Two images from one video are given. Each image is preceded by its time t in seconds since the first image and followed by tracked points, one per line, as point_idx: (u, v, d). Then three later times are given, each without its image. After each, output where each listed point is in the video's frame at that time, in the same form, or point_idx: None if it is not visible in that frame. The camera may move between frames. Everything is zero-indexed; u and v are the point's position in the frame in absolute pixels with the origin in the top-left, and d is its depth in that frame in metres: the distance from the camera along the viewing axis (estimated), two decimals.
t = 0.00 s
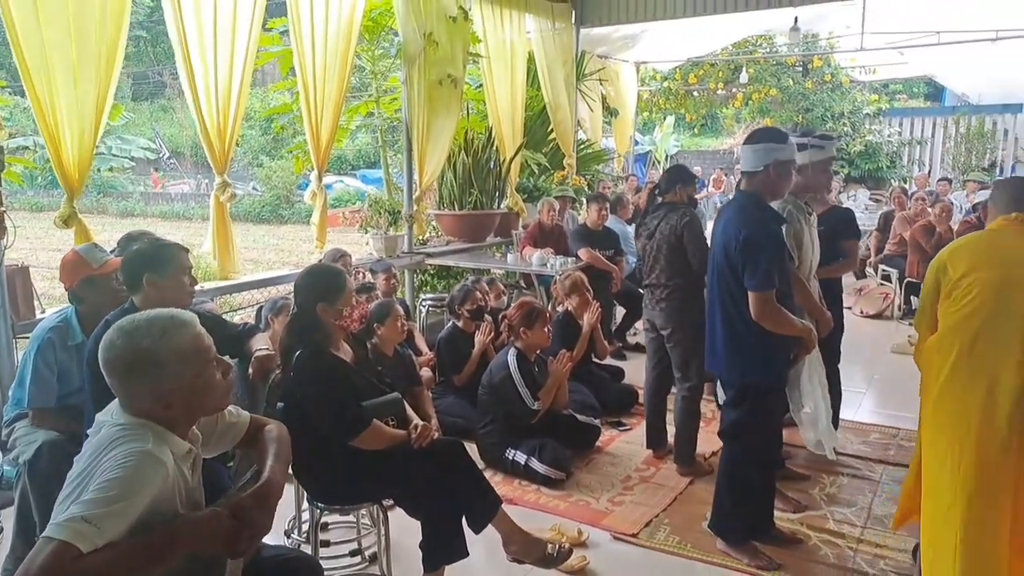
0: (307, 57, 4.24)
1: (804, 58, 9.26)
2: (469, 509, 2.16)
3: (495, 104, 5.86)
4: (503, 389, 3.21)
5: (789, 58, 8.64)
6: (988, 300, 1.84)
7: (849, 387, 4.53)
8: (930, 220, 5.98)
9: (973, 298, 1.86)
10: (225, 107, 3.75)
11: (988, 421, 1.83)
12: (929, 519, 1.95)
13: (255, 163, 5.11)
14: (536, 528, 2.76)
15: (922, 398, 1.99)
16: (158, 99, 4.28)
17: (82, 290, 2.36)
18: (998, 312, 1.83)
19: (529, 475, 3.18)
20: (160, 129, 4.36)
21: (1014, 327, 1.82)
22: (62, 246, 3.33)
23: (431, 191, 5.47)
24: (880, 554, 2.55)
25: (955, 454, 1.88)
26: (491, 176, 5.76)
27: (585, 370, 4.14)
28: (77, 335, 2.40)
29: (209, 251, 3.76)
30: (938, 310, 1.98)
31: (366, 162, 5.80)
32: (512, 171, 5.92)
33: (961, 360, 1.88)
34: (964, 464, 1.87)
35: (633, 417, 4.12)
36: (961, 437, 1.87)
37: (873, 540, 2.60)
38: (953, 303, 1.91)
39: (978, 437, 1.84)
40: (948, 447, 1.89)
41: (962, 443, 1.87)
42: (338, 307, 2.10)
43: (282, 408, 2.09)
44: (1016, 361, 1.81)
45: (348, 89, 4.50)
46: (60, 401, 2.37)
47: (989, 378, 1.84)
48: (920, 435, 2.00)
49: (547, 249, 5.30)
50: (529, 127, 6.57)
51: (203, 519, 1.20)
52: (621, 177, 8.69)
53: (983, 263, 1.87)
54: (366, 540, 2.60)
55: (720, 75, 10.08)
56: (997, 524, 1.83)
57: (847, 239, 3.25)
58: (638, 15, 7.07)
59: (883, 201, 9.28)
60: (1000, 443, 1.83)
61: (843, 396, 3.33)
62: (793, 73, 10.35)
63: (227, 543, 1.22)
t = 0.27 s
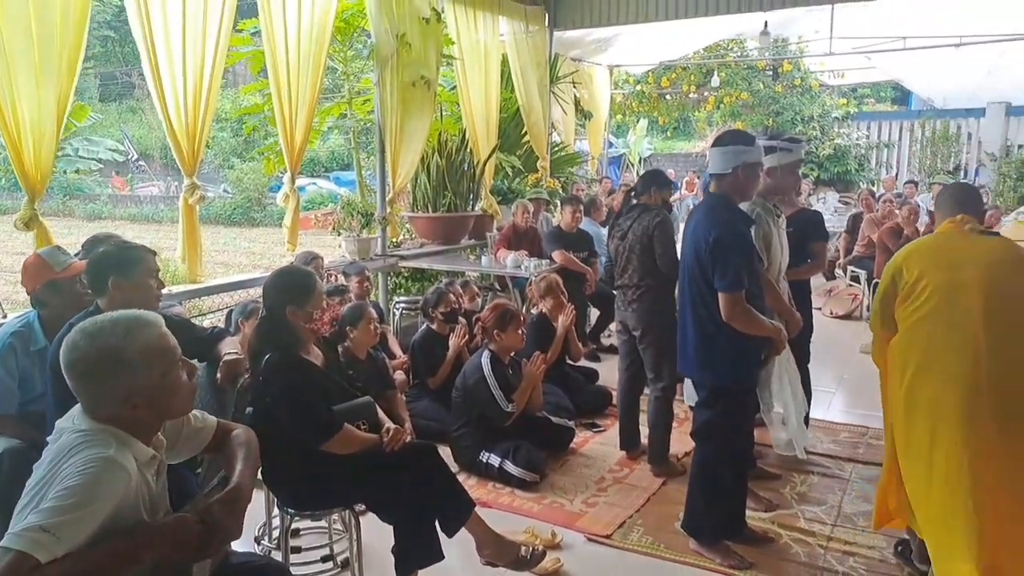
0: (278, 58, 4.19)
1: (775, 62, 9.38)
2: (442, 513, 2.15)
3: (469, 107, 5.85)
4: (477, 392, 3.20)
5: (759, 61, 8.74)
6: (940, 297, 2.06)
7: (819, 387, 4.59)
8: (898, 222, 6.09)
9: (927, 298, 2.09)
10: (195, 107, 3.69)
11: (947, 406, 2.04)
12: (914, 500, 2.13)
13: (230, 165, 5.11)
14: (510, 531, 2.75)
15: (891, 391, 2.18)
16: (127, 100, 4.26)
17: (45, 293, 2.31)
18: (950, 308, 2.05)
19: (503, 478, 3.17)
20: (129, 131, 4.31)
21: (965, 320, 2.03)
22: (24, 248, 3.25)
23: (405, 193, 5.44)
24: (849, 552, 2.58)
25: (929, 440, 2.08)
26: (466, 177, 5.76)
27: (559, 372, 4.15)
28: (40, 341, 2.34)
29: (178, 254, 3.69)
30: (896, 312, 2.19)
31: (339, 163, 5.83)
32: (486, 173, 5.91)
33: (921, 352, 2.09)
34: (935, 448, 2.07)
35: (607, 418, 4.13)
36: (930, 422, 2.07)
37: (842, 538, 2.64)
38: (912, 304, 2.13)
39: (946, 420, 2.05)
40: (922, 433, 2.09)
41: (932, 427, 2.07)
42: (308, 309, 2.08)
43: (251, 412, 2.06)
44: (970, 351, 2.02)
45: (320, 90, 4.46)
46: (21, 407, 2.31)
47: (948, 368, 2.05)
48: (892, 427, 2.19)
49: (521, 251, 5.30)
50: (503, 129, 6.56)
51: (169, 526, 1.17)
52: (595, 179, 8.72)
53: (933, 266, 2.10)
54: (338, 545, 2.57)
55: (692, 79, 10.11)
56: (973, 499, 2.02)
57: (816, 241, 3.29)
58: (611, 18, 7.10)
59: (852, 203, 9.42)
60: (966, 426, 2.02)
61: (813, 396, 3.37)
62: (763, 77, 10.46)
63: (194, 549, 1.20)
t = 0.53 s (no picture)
0: (259, 59, 4.16)
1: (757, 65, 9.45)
2: (427, 516, 2.14)
3: (452, 108, 5.84)
4: (461, 394, 3.20)
5: (741, 64, 8.80)
6: (918, 291, 2.14)
7: (802, 387, 4.62)
8: (878, 224, 6.14)
9: (905, 291, 2.16)
10: (176, 109, 3.66)
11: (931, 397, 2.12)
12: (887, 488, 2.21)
13: (213, 167, 5.14)
14: (495, 532, 2.75)
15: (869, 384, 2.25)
16: (108, 101, 4.20)
17: (23, 296, 2.28)
18: (928, 302, 2.13)
19: (488, 480, 3.17)
20: (109, 132, 4.26)
21: (942, 313, 2.12)
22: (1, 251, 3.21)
23: (388, 194, 5.42)
24: (832, 550, 2.60)
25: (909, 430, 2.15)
26: (450, 179, 5.68)
27: (544, 373, 4.15)
28: (19, 343, 2.33)
29: (161, 257, 3.66)
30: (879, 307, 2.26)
31: (323, 164, 5.87)
32: (470, 174, 5.91)
33: (900, 346, 2.16)
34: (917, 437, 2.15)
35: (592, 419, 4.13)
36: (914, 409, 2.14)
37: (825, 536, 2.66)
38: (891, 298, 2.19)
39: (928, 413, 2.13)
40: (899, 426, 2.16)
41: (917, 414, 2.14)
42: (290, 312, 2.06)
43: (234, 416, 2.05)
44: (951, 340, 2.10)
45: (304, 91, 4.43)
46: None
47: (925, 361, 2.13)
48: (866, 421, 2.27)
49: (506, 253, 5.30)
50: (487, 131, 6.56)
51: (148, 531, 1.16)
52: (579, 181, 8.73)
53: (910, 264, 2.18)
54: (322, 549, 2.56)
55: (674, 81, 9.97)
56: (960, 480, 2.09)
57: (799, 242, 3.31)
58: (594, 20, 7.11)
59: (833, 205, 9.50)
60: (943, 412, 2.10)
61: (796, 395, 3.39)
62: (745, 79, 10.51)
63: (175, 552, 1.19)
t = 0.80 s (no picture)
0: (243, 62, 4.15)
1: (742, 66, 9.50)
2: (416, 520, 2.13)
3: (437, 111, 5.84)
4: (449, 396, 3.19)
5: (725, 65, 8.85)
6: (917, 288, 2.20)
7: (789, 386, 4.64)
8: (863, 223, 6.19)
9: (905, 289, 2.22)
10: (160, 114, 3.64)
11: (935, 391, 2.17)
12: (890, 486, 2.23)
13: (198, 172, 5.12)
14: (484, 535, 2.74)
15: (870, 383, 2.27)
16: (90, 105, 4.19)
17: (5, 303, 2.25)
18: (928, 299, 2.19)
19: (476, 482, 3.16)
20: (92, 137, 4.23)
21: (943, 308, 2.18)
22: None
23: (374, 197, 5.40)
24: (819, 547, 2.61)
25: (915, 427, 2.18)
26: (436, 181, 5.66)
27: (532, 375, 4.14)
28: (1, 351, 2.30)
29: (147, 261, 3.64)
30: (875, 307, 2.31)
31: (308, 168, 5.91)
32: (456, 177, 5.90)
33: (903, 342, 2.20)
34: (922, 431, 2.19)
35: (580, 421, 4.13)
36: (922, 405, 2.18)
37: (813, 534, 2.67)
38: (891, 296, 2.24)
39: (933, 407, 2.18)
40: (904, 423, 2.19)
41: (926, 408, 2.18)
42: (276, 316, 2.06)
43: (220, 422, 2.03)
44: (954, 334, 2.16)
45: (289, 94, 4.41)
46: None
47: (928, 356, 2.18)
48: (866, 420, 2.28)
49: (493, 255, 5.30)
50: (473, 133, 6.56)
51: (130, 539, 1.15)
52: (565, 183, 8.74)
53: (905, 263, 2.24)
54: (310, 554, 2.54)
55: (659, 83, 10.04)
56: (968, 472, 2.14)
57: (784, 241, 3.33)
58: (579, 22, 7.13)
59: (818, 204, 9.56)
60: (952, 405, 2.15)
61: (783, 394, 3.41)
62: (730, 80, 10.56)
63: (159, 559, 1.18)
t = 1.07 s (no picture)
0: (218, 63, 4.11)
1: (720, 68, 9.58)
2: (396, 523, 2.13)
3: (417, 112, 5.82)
4: (429, 398, 3.18)
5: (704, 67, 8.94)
6: (912, 290, 2.22)
7: (768, 385, 4.68)
8: (839, 223, 6.26)
9: (899, 292, 2.24)
10: (135, 115, 3.59)
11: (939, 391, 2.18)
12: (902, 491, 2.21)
13: (175, 174, 5.05)
14: (464, 536, 2.74)
15: (870, 389, 2.27)
16: (64, 107, 4.15)
17: None
18: (922, 301, 2.21)
19: (458, 484, 3.15)
20: (66, 139, 4.18)
21: (938, 308, 2.20)
22: None
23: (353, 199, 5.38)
24: (797, 544, 2.64)
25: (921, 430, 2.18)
26: (416, 184, 5.64)
27: (513, 376, 4.14)
28: None
29: (123, 263, 3.58)
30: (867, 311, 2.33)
31: (286, 169, 5.90)
32: (436, 179, 5.89)
33: (902, 345, 2.21)
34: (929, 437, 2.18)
35: (561, 422, 4.14)
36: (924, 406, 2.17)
37: (792, 532, 2.69)
38: (884, 300, 2.26)
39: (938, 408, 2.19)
40: (910, 427, 2.18)
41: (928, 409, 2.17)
42: (253, 318, 2.04)
43: (198, 426, 2.01)
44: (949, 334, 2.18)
45: (267, 96, 4.37)
46: None
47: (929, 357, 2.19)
48: (870, 427, 2.27)
49: (473, 257, 5.29)
50: (453, 134, 6.55)
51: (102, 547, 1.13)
52: (546, 184, 8.74)
53: (895, 267, 2.27)
54: (290, 558, 2.52)
55: (639, 85, 10.14)
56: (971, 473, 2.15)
57: (762, 241, 3.36)
58: (559, 24, 7.15)
59: (795, 205, 9.65)
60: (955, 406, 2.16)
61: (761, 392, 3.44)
62: (708, 82, 10.63)
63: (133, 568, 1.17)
